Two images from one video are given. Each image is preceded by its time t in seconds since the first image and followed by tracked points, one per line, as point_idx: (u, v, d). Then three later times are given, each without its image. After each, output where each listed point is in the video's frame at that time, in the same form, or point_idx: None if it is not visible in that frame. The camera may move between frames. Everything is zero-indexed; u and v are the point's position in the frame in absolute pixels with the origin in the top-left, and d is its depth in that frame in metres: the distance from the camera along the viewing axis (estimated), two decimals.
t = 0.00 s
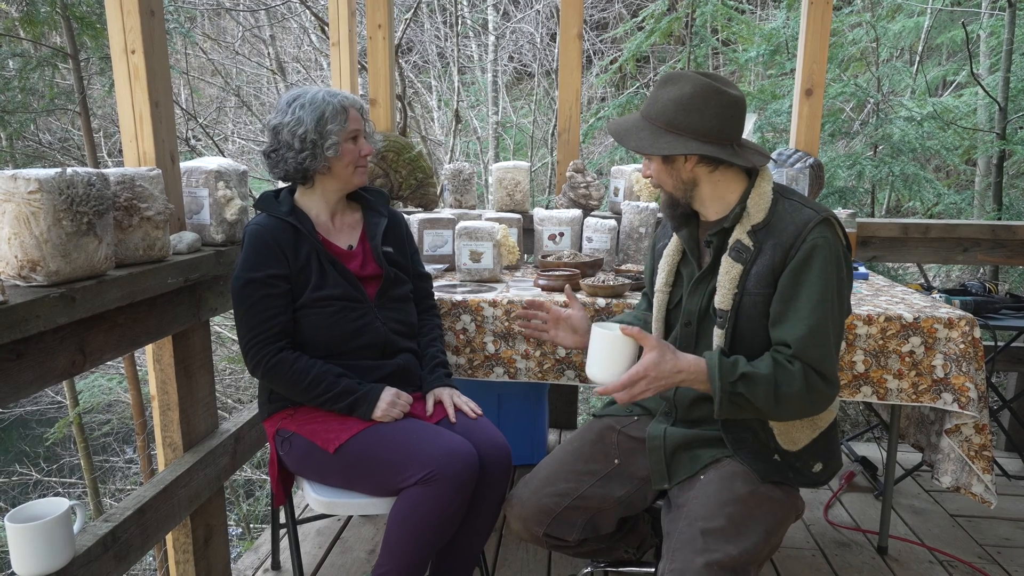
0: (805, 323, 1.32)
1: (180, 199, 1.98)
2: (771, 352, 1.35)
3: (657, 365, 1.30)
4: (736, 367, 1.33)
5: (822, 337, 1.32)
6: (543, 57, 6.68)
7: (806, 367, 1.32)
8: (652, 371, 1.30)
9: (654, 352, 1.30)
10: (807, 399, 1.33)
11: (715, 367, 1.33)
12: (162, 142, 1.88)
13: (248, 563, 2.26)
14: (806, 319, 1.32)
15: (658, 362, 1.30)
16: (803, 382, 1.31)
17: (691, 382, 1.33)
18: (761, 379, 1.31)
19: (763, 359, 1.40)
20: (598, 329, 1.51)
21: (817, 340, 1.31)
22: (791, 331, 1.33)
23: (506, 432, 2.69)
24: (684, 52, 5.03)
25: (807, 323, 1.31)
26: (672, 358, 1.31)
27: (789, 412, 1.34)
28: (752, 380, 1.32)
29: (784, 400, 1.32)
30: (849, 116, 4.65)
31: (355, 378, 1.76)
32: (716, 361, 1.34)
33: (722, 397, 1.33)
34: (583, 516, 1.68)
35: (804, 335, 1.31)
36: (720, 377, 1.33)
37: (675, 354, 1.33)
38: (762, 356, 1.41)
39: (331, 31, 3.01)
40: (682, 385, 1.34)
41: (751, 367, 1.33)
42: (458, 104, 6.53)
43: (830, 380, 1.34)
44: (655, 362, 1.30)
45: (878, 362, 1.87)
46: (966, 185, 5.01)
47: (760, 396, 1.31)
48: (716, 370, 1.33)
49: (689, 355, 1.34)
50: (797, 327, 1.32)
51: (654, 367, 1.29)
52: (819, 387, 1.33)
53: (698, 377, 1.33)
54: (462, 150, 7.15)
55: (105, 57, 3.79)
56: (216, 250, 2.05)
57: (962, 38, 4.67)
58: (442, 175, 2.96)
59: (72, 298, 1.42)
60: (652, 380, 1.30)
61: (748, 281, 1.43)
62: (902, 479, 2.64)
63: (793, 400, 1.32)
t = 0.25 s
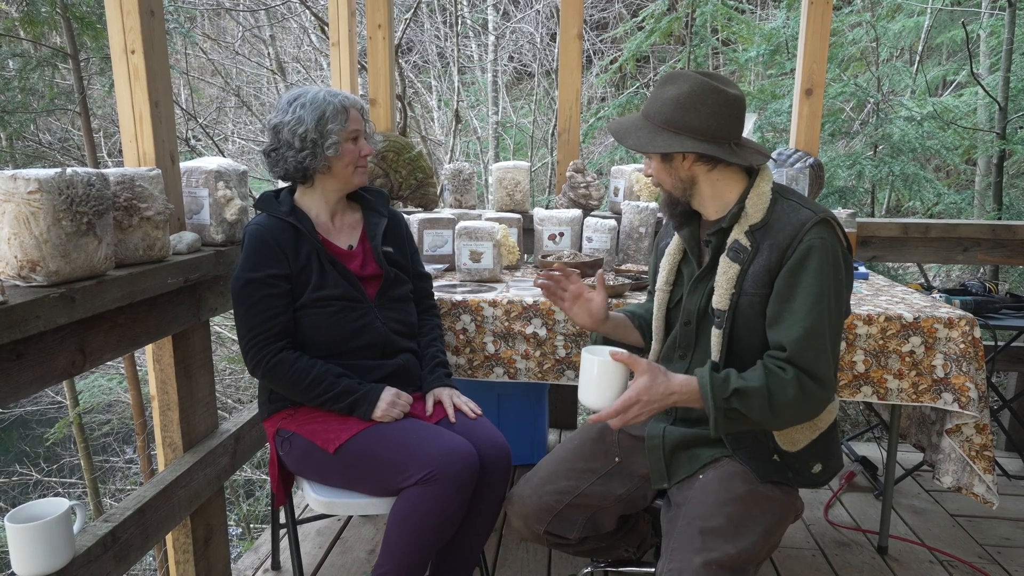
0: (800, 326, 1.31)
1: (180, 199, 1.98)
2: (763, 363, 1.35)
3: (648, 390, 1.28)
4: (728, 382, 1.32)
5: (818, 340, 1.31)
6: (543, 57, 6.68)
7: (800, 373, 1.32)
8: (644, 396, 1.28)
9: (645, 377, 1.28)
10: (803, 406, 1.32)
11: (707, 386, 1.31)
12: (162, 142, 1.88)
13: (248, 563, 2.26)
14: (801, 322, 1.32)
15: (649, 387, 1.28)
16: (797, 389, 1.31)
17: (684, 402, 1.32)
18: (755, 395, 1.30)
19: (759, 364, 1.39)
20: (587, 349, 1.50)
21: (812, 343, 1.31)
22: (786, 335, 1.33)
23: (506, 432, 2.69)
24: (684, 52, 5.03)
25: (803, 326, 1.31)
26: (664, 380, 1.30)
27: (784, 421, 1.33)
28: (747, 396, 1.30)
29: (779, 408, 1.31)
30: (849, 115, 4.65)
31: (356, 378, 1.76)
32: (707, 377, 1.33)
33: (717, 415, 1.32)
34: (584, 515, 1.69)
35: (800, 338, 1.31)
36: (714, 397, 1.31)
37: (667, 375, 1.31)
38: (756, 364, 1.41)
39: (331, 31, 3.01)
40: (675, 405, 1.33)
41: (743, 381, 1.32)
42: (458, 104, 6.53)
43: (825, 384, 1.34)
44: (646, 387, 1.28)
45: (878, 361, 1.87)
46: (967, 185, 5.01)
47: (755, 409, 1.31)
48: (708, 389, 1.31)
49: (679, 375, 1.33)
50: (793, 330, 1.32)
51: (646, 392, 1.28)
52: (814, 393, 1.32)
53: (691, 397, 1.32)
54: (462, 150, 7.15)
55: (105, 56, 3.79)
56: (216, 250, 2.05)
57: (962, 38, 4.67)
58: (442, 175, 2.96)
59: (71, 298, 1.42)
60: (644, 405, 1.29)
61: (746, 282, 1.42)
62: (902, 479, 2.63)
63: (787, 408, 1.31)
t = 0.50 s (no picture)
0: (797, 328, 1.31)
1: (180, 199, 1.98)
2: (758, 368, 1.34)
3: (641, 399, 1.31)
4: (721, 389, 1.33)
5: (814, 342, 1.31)
6: (543, 57, 6.67)
7: (795, 376, 1.31)
8: (637, 405, 1.31)
9: (637, 386, 1.31)
10: (799, 408, 1.32)
11: (699, 393, 1.33)
12: (162, 141, 1.88)
13: (249, 563, 2.26)
14: (797, 324, 1.32)
15: (641, 396, 1.31)
16: (792, 393, 1.31)
17: (679, 409, 1.34)
18: (747, 401, 1.31)
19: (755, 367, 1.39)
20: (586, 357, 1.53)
21: (808, 345, 1.31)
22: (782, 338, 1.33)
23: (506, 432, 2.69)
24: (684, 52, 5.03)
25: (799, 328, 1.31)
26: (657, 388, 1.32)
27: (778, 425, 1.33)
28: (739, 402, 1.31)
29: (773, 412, 1.31)
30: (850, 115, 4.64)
31: (356, 378, 1.76)
32: (699, 385, 1.33)
33: (710, 422, 1.33)
34: (583, 513, 1.69)
35: (796, 340, 1.31)
36: (705, 406, 1.32)
37: (660, 383, 1.33)
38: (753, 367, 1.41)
39: (331, 31, 3.01)
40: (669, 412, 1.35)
41: (736, 388, 1.32)
42: (458, 104, 6.54)
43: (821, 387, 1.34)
44: (639, 396, 1.31)
45: (878, 362, 1.87)
46: (967, 185, 5.01)
47: (748, 415, 1.31)
48: (700, 396, 1.32)
49: (672, 382, 1.35)
50: (789, 332, 1.32)
51: (638, 401, 1.31)
52: (809, 396, 1.32)
53: (684, 404, 1.34)
54: (462, 150, 7.15)
55: (105, 56, 3.79)
56: (216, 250, 2.05)
57: (963, 38, 4.67)
58: (442, 175, 2.96)
59: (72, 298, 1.42)
60: (638, 413, 1.32)
61: (744, 282, 1.42)
62: (902, 479, 2.63)
63: (781, 412, 1.31)
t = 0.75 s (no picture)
0: (796, 328, 1.31)
1: (181, 199, 1.98)
2: (758, 361, 1.35)
3: (639, 378, 1.31)
4: (720, 376, 1.33)
5: (813, 341, 1.31)
6: (544, 57, 6.67)
7: (794, 374, 1.31)
8: (635, 384, 1.31)
9: (636, 365, 1.30)
10: (796, 407, 1.32)
11: (698, 378, 1.32)
12: (163, 141, 1.88)
13: (249, 562, 2.26)
14: (797, 324, 1.32)
15: (640, 374, 1.30)
16: (789, 389, 1.31)
17: (676, 392, 1.34)
18: (744, 391, 1.31)
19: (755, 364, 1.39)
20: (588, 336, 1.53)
21: (807, 345, 1.31)
22: (781, 337, 1.33)
23: (506, 432, 2.69)
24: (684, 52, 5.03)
25: (798, 328, 1.31)
26: (656, 369, 1.32)
27: (773, 420, 1.33)
28: (735, 390, 1.31)
29: (769, 407, 1.31)
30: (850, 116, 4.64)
31: (356, 378, 1.76)
32: (699, 370, 1.33)
33: (705, 407, 1.33)
34: (584, 513, 1.69)
35: (794, 340, 1.31)
36: (703, 391, 1.32)
37: (659, 364, 1.33)
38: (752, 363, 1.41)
39: (332, 31, 3.01)
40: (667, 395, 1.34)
41: (735, 377, 1.32)
42: (459, 104, 6.54)
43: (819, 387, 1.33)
44: (637, 374, 1.31)
45: (878, 362, 1.87)
46: (967, 185, 5.01)
47: (744, 406, 1.31)
48: (699, 380, 1.32)
49: (672, 365, 1.34)
50: (787, 331, 1.32)
51: (636, 379, 1.30)
52: (807, 395, 1.32)
53: (682, 388, 1.33)
54: (463, 150, 7.15)
55: (106, 56, 3.79)
56: (216, 250, 2.05)
57: (963, 38, 4.67)
58: (442, 175, 2.96)
59: (73, 298, 1.42)
60: (635, 392, 1.31)
61: (745, 282, 1.42)
62: (903, 479, 2.63)
63: (778, 408, 1.31)
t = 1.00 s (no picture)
0: (796, 326, 1.31)
1: (181, 199, 1.98)
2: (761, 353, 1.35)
3: (642, 353, 1.33)
4: (724, 361, 1.33)
5: (814, 339, 1.31)
6: (544, 57, 6.67)
7: (796, 369, 1.31)
8: (637, 358, 1.33)
9: (640, 340, 1.32)
10: (795, 402, 1.32)
11: (701, 359, 1.33)
12: (163, 141, 1.88)
13: (249, 563, 2.26)
14: (799, 321, 1.32)
15: (643, 350, 1.32)
16: (790, 383, 1.31)
17: (678, 371, 1.35)
18: (745, 378, 1.31)
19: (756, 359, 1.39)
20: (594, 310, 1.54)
21: (807, 343, 1.31)
22: (782, 334, 1.33)
23: (506, 432, 2.69)
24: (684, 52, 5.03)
25: (799, 326, 1.31)
26: (660, 346, 1.34)
27: (771, 411, 1.33)
28: (737, 375, 1.31)
29: (769, 399, 1.31)
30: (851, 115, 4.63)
31: (357, 379, 1.76)
32: (704, 351, 1.34)
33: (705, 389, 1.33)
34: (585, 513, 1.68)
35: (795, 337, 1.31)
36: (705, 372, 1.32)
37: (664, 342, 1.35)
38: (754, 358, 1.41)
39: (332, 31, 3.01)
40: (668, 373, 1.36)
41: (738, 364, 1.32)
42: (459, 104, 6.54)
43: (819, 385, 1.33)
44: (640, 349, 1.33)
45: (879, 362, 1.87)
46: (968, 185, 5.01)
47: (744, 392, 1.31)
48: (702, 361, 1.33)
49: (678, 345, 1.35)
50: (788, 330, 1.32)
51: (639, 354, 1.32)
52: (807, 391, 1.32)
53: (684, 368, 1.35)
54: (463, 150, 7.15)
55: (106, 56, 3.79)
56: (217, 250, 2.05)
57: (964, 38, 4.67)
58: (443, 175, 2.96)
59: (73, 298, 1.42)
60: (637, 367, 1.33)
61: (745, 282, 1.42)
62: (903, 478, 2.63)
63: (777, 400, 1.31)
